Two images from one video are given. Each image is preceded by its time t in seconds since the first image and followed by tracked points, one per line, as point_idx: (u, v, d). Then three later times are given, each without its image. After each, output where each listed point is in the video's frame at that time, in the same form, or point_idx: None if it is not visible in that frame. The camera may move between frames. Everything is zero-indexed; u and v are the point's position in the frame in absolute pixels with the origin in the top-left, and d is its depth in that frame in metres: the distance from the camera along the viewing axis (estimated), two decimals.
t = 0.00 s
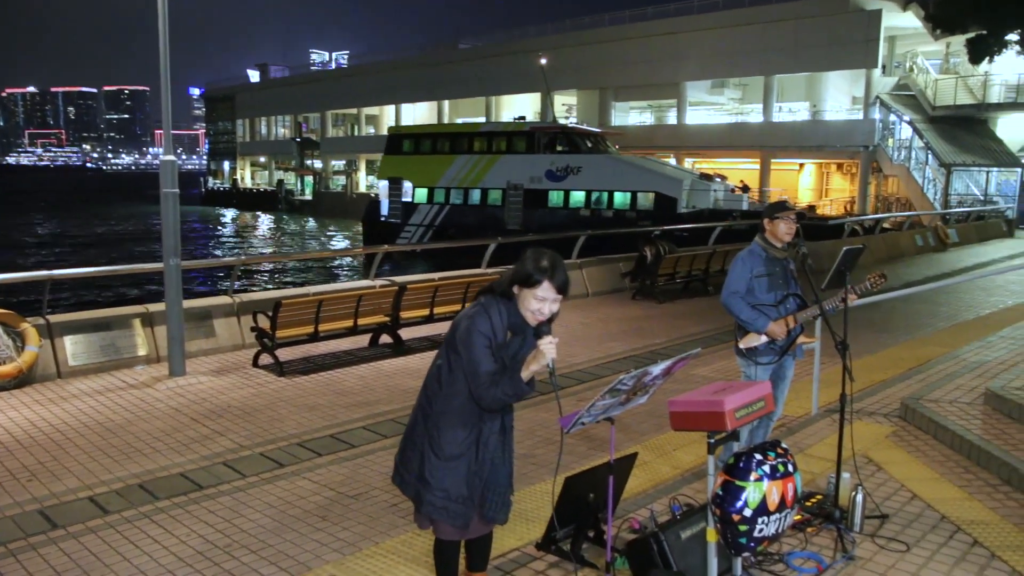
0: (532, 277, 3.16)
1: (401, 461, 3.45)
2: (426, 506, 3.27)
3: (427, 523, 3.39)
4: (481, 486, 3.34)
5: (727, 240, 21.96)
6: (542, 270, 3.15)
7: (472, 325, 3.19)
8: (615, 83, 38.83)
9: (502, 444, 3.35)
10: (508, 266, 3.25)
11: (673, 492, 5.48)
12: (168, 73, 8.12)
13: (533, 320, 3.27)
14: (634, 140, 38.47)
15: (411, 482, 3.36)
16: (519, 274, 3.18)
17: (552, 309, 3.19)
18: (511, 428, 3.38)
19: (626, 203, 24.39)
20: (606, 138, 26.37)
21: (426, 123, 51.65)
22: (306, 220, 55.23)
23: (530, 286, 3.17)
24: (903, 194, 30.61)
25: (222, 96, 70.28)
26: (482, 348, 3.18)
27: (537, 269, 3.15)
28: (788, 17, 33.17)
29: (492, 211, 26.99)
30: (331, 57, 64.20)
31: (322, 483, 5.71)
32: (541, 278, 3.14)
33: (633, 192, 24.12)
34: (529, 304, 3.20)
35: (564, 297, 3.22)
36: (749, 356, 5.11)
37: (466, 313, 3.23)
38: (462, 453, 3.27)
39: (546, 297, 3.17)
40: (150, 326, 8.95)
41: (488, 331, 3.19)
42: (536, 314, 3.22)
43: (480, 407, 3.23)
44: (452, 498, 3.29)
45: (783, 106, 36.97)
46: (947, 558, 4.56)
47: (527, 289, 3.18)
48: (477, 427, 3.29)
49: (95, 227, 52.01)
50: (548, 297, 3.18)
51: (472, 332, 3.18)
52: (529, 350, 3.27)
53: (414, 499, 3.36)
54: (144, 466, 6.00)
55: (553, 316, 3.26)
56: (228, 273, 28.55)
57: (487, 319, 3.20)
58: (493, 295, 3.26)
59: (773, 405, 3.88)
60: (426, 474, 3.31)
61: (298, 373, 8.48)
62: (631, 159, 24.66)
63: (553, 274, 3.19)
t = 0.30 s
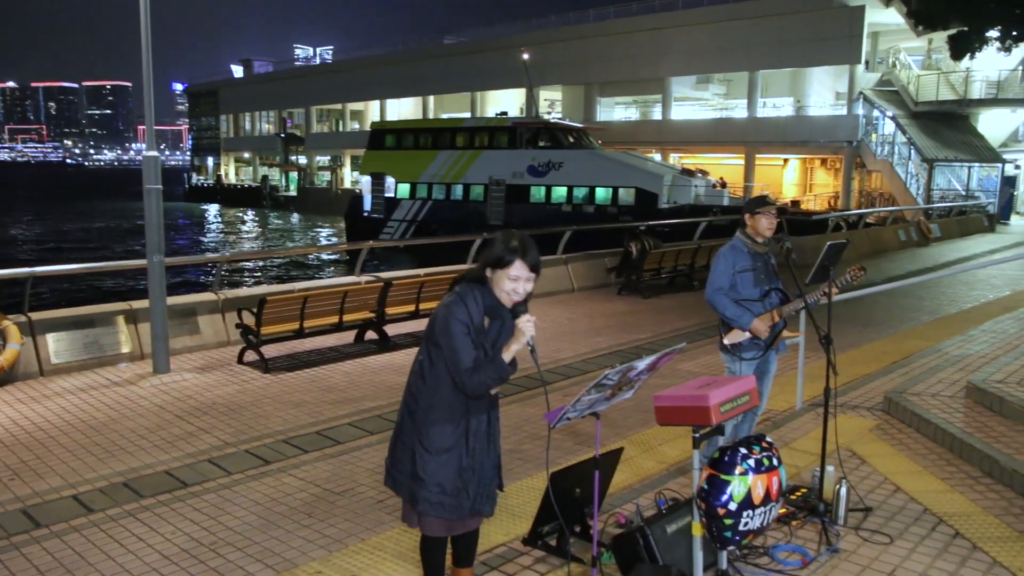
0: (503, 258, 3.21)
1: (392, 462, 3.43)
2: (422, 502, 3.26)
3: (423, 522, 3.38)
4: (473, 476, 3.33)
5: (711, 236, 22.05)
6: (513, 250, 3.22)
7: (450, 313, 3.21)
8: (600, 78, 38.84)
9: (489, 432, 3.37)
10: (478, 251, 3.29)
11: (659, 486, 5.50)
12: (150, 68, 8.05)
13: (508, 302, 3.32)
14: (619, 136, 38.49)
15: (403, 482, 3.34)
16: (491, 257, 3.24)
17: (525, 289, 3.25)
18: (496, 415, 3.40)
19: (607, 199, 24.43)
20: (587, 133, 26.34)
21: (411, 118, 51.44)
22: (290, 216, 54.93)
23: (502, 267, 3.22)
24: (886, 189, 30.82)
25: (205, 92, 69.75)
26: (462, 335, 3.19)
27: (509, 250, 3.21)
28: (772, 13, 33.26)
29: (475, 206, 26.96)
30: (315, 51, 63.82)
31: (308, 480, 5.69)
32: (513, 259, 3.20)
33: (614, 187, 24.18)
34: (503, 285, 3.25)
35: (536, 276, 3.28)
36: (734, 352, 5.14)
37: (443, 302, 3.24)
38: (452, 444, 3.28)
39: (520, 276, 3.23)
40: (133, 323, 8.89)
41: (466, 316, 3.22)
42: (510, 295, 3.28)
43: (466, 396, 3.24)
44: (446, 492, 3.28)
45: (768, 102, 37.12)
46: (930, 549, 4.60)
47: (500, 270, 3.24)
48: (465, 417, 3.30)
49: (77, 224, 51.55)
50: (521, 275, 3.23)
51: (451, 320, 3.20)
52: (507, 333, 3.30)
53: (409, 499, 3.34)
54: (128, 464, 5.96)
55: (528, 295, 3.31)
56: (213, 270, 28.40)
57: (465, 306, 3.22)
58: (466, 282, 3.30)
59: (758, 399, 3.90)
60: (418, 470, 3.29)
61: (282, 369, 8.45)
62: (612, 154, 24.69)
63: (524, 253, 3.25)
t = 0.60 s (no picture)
0: (474, 241, 3.27)
1: (391, 466, 3.41)
2: (431, 498, 3.27)
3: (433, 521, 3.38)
4: (476, 465, 3.36)
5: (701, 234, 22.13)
6: (482, 230, 3.27)
7: (432, 303, 3.23)
8: (589, 76, 38.87)
9: (485, 417, 3.40)
10: (449, 239, 3.33)
11: (649, 484, 5.51)
12: (138, 65, 8.00)
13: (488, 284, 3.36)
14: (609, 134, 38.53)
15: (407, 482, 3.34)
16: (463, 241, 3.28)
17: (502, 266, 3.31)
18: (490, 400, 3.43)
19: (593, 196, 24.42)
20: (572, 129, 26.32)
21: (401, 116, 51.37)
22: (280, 215, 54.80)
23: (477, 248, 3.27)
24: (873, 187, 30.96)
25: (194, 90, 69.44)
26: (447, 322, 3.22)
27: (478, 230, 3.26)
28: (760, 11, 33.36)
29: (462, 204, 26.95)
30: (304, 49, 63.61)
31: (298, 479, 5.68)
32: (485, 239, 3.25)
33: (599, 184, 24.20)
34: (480, 268, 3.29)
35: (510, 252, 3.34)
36: (721, 350, 5.15)
37: (424, 294, 3.27)
38: (451, 437, 3.30)
39: (494, 253, 3.28)
40: (122, 322, 8.85)
41: (450, 303, 3.25)
42: (489, 276, 3.32)
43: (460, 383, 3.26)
44: (453, 483, 3.30)
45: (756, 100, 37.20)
46: (917, 545, 4.63)
47: (475, 252, 3.28)
48: (460, 406, 3.32)
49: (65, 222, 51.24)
50: (496, 253, 3.29)
51: (434, 310, 3.22)
52: (491, 315, 3.34)
53: (415, 499, 3.33)
54: (117, 464, 5.94)
55: (504, 274, 3.38)
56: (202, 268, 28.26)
57: (446, 294, 3.25)
58: (442, 272, 3.33)
59: (747, 396, 3.91)
60: (421, 467, 3.30)
61: (273, 368, 8.43)
62: (597, 152, 24.71)
63: (494, 232, 3.31)
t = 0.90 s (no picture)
0: (448, 226, 3.29)
1: (398, 466, 3.39)
2: (445, 490, 3.28)
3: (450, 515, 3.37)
4: (483, 451, 3.37)
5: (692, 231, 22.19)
6: (454, 214, 3.29)
7: (418, 294, 3.24)
8: (581, 73, 38.80)
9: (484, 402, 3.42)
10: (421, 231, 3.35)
11: (641, 480, 5.53)
12: (127, 62, 7.96)
13: (468, 269, 3.38)
14: (600, 130, 38.48)
15: (418, 478, 3.33)
16: (437, 230, 3.30)
17: (478, 248, 3.34)
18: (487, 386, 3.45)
19: (579, 192, 24.42)
20: (559, 125, 26.35)
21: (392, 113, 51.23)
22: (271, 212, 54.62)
23: (450, 234, 3.29)
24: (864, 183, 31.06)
25: (184, 87, 69.09)
26: (435, 310, 3.23)
27: (450, 215, 3.28)
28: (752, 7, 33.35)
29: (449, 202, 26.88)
30: (294, 46, 63.36)
31: (290, 477, 5.67)
32: (458, 223, 3.28)
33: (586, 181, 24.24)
34: (457, 253, 3.32)
35: (483, 234, 3.38)
36: (707, 348, 5.16)
37: (408, 286, 3.27)
38: (456, 427, 3.31)
39: (468, 237, 3.31)
40: (112, 320, 8.82)
41: (435, 292, 3.26)
42: (467, 261, 3.35)
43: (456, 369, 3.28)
44: (464, 472, 3.31)
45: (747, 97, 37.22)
46: (907, 540, 4.65)
47: (449, 238, 3.30)
48: (461, 394, 3.33)
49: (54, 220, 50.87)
50: (470, 236, 3.32)
51: (421, 300, 3.23)
52: (476, 299, 3.36)
53: (428, 495, 3.32)
54: (107, 462, 5.92)
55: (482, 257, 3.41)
56: (193, 266, 28.14)
57: (431, 284, 3.26)
58: (421, 263, 3.34)
59: (737, 392, 3.92)
60: (430, 460, 3.30)
61: (264, 365, 8.42)
62: (584, 149, 24.78)
63: (466, 216, 3.34)
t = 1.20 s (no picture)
0: (430, 226, 3.30)
1: (388, 468, 3.39)
2: (433, 490, 3.27)
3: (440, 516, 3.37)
4: (472, 451, 3.36)
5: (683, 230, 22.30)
6: (436, 214, 3.30)
7: (403, 294, 3.25)
8: (572, 72, 38.80)
9: (474, 402, 3.42)
10: (405, 232, 3.36)
11: (633, 479, 5.54)
12: (117, 61, 7.93)
13: (452, 268, 3.38)
14: (592, 130, 38.48)
15: (407, 479, 3.33)
16: (419, 230, 3.31)
17: (462, 248, 3.34)
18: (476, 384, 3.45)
19: (567, 190, 24.47)
20: (547, 125, 26.36)
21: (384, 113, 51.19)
22: (262, 212, 54.49)
23: (433, 235, 3.30)
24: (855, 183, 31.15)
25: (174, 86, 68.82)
26: (420, 310, 3.24)
27: (432, 215, 3.29)
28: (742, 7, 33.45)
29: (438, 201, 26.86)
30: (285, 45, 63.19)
31: (282, 477, 5.66)
32: (439, 223, 3.28)
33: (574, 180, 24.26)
34: (439, 253, 3.32)
35: (467, 235, 3.38)
36: (697, 348, 5.18)
37: (394, 287, 3.28)
38: (445, 427, 3.31)
39: (450, 236, 3.31)
40: (102, 320, 8.79)
41: (420, 292, 3.27)
42: (451, 260, 3.36)
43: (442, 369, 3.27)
44: (453, 473, 3.31)
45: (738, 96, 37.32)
46: (897, 537, 4.68)
47: (432, 238, 3.31)
48: (449, 394, 3.33)
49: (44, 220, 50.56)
50: (452, 235, 3.33)
51: (407, 300, 3.24)
52: (460, 299, 3.37)
53: (418, 496, 3.32)
54: (98, 463, 5.90)
55: (466, 256, 3.42)
56: (185, 266, 28.03)
57: (416, 284, 3.27)
58: (405, 263, 3.35)
59: (729, 391, 3.92)
60: (419, 460, 3.30)
61: (256, 365, 8.40)
62: (573, 148, 24.78)
63: (448, 216, 3.34)
